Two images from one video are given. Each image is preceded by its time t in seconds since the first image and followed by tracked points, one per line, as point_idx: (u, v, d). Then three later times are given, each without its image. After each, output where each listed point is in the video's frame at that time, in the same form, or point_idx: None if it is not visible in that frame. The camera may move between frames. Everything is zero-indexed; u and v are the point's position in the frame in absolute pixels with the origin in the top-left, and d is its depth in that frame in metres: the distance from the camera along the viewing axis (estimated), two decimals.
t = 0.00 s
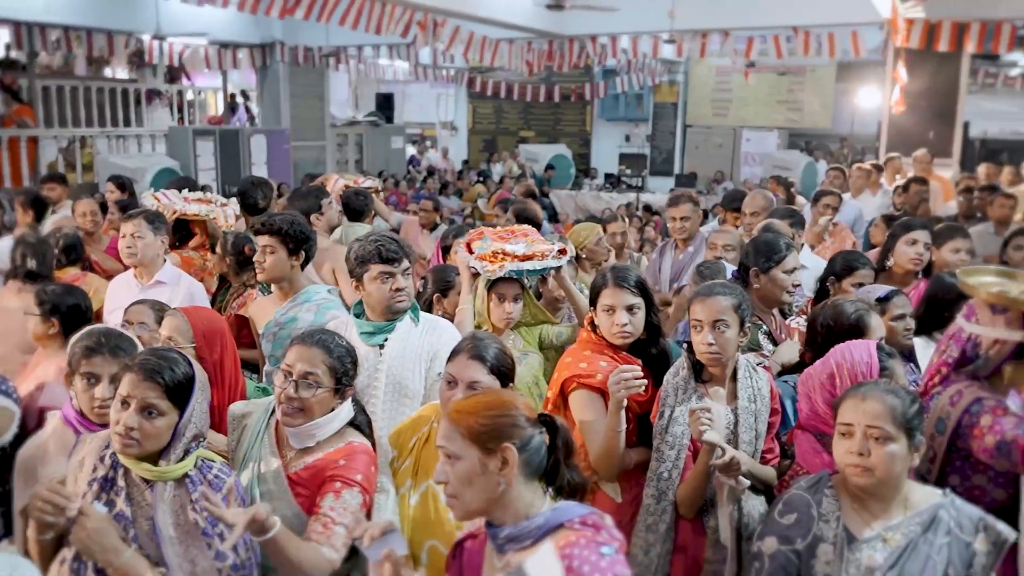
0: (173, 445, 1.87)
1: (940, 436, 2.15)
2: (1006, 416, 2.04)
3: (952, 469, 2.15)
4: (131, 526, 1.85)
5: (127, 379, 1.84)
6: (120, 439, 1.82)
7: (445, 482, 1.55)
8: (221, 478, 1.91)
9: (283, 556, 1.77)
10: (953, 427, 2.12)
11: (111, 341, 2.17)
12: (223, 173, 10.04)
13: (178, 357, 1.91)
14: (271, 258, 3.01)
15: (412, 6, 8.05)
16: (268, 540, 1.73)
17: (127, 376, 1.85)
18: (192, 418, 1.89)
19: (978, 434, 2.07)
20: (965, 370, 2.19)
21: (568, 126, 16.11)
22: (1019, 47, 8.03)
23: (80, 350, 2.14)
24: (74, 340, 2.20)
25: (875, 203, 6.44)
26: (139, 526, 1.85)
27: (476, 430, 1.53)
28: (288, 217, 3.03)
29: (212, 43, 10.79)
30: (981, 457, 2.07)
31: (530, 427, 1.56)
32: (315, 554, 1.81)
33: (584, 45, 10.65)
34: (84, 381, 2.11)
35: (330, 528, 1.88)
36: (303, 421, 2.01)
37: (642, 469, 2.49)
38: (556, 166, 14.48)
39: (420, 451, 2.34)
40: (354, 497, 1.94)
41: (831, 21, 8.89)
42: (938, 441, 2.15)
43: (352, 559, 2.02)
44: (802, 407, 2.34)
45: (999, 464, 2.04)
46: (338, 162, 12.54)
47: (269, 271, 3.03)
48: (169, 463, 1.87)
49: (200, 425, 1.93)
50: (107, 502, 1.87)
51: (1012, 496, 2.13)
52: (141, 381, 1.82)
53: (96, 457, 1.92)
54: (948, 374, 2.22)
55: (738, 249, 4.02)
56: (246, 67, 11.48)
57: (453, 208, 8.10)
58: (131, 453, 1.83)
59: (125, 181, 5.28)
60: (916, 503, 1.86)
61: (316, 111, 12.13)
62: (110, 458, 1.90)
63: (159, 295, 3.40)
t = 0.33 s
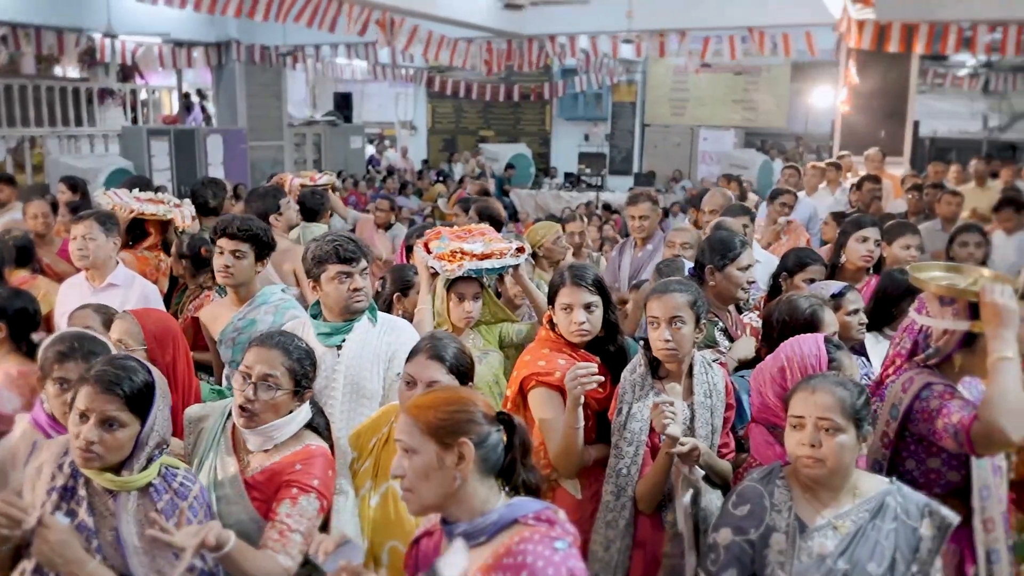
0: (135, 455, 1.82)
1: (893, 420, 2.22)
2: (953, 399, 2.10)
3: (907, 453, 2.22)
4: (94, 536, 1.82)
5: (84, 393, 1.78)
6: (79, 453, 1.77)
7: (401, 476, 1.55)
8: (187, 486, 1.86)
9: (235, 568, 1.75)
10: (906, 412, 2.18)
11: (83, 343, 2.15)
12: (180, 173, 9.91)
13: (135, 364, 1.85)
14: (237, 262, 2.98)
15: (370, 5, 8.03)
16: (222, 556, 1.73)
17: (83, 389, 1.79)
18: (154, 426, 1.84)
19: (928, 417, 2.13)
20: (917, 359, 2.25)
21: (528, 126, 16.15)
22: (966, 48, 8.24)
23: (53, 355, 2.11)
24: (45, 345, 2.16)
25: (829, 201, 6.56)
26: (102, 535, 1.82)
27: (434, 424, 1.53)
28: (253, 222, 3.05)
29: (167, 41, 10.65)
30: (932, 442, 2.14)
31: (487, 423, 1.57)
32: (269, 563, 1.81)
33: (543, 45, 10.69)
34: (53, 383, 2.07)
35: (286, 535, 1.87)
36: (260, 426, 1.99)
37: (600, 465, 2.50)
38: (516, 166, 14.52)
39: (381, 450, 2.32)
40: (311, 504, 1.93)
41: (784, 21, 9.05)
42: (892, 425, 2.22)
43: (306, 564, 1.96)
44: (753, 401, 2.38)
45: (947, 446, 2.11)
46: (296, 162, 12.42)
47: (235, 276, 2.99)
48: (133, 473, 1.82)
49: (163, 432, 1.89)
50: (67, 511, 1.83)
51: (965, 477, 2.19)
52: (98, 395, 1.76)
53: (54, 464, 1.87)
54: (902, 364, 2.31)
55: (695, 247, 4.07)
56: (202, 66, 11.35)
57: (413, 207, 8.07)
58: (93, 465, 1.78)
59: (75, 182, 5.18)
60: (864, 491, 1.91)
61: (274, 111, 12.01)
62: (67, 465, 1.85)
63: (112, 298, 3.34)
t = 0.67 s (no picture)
0: (96, 466, 1.79)
1: (847, 409, 2.27)
2: (905, 386, 2.16)
3: (862, 441, 2.28)
4: (52, 549, 1.78)
5: (42, 410, 1.73)
6: (38, 469, 1.72)
7: (357, 473, 1.55)
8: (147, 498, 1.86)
9: (194, 547, 1.70)
10: (859, 400, 2.24)
11: (46, 345, 2.10)
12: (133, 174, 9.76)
13: (92, 376, 1.81)
14: (203, 263, 2.94)
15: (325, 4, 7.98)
16: (179, 526, 1.68)
17: (41, 405, 1.73)
18: (115, 438, 1.81)
19: (881, 405, 2.20)
20: (872, 351, 2.29)
21: (487, 125, 16.16)
22: (914, 48, 8.42)
23: (16, 357, 2.05)
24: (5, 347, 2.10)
25: (784, 199, 6.66)
26: (61, 548, 1.78)
27: (392, 421, 1.53)
28: (222, 223, 3.01)
29: (117, 38, 10.49)
30: (887, 428, 2.20)
31: (444, 420, 1.57)
32: (231, 553, 1.76)
33: (501, 44, 10.69)
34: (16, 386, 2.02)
35: (247, 531, 1.84)
36: (218, 431, 1.97)
37: (557, 462, 2.52)
38: (476, 166, 14.52)
39: (338, 451, 2.29)
40: (271, 500, 1.91)
41: (738, 21, 9.18)
42: (846, 414, 2.27)
43: (268, 561, 1.91)
44: (710, 395, 2.41)
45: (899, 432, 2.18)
46: (253, 163, 12.27)
47: (199, 276, 2.96)
48: (91, 484, 1.78)
49: (122, 442, 1.85)
50: (24, 524, 1.78)
51: (916, 464, 2.27)
52: (59, 410, 1.71)
53: (6, 474, 1.82)
54: (857, 357, 2.35)
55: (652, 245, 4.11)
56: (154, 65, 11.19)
57: (371, 208, 8.03)
58: (54, 482, 1.73)
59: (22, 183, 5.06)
60: (815, 481, 1.94)
61: (230, 111, 11.86)
62: (21, 476, 1.81)
63: (62, 301, 3.28)
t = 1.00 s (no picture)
0: (56, 473, 1.70)
1: (806, 401, 2.32)
2: (862, 375, 2.21)
3: (820, 431, 2.35)
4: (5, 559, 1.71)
5: (4, 421, 1.63)
6: None
7: (316, 487, 1.54)
8: (104, 503, 1.77)
9: (165, 466, 1.76)
10: (817, 391, 2.28)
11: None
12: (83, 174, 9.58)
13: (49, 382, 1.70)
14: (162, 263, 2.90)
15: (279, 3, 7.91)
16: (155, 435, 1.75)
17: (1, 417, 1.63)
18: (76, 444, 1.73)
19: (839, 395, 2.24)
20: (828, 343, 2.34)
21: (445, 125, 16.14)
22: (864, 49, 8.59)
23: None
24: None
25: (738, 198, 6.75)
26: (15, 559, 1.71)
27: (332, 430, 1.51)
28: (183, 223, 2.97)
29: (66, 36, 10.30)
30: (843, 417, 2.26)
31: (389, 415, 1.56)
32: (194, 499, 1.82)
33: (458, 44, 10.68)
34: None
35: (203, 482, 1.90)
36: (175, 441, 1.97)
37: (512, 460, 2.53)
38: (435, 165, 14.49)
39: (291, 455, 2.25)
40: (227, 469, 1.95)
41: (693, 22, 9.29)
42: (805, 406, 2.33)
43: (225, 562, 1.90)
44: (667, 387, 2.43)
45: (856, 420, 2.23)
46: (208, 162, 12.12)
47: (160, 277, 2.92)
48: (48, 492, 1.69)
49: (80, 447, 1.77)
50: None
51: (872, 452, 2.33)
52: (25, 422, 1.62)
53: None
54: (812, 349, 2.40)
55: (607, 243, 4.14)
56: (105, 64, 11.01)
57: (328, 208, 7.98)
58: (15, 492, 1.65)
59: None
60: (767, 472, 1.98)
61: (184, 110, 11.71)
62: None
63: (8, 304, 3.20)
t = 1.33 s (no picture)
0: (11, 481, 1.77)
1: (765, 395, 2.35)
2: (820, 367, 2.26)
3: (778, 425, 2.39)
4: None
5: None
6: None
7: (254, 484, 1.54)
8: (59, 512, 1.85)
9: None
10: (776, 385, 2.31)
11: None
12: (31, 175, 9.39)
13: (5, 389, 1.76)
14: (117, 264, 2.85)
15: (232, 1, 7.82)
16: None
17: None
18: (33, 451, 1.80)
19: (799, 387, 2.27)
20: (785, 338, 2.38)
21: (403, 124, 16.09)
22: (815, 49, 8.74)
23: None
24: None
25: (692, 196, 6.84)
26: None
27: (281, 427, 1.51)
28: (136, 222, 2.92)
29: (11, 33, 10.08)
30: (800, 409, 2.30)
31: (333, 416, 1.56)
32: None
33: (415, 42, 10.65)
34: None
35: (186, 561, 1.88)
36: (118, 458, 1.91)
37: (467, 459, 2.53)
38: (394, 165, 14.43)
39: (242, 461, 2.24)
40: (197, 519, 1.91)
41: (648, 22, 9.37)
42: (763, 400, 2.35)
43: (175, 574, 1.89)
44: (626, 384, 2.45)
45: (815, 412, 2.28)
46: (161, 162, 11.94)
47: (114, 278, 2.87)
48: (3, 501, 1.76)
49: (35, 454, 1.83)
50: None
51: (828, 445, 2.37)
52: None
53: None
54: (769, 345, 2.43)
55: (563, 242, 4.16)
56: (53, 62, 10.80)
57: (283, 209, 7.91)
58: None
59: None
60: (721, 467, 2.00)
61: (136, 110, 11.54)
62: None
63: None
